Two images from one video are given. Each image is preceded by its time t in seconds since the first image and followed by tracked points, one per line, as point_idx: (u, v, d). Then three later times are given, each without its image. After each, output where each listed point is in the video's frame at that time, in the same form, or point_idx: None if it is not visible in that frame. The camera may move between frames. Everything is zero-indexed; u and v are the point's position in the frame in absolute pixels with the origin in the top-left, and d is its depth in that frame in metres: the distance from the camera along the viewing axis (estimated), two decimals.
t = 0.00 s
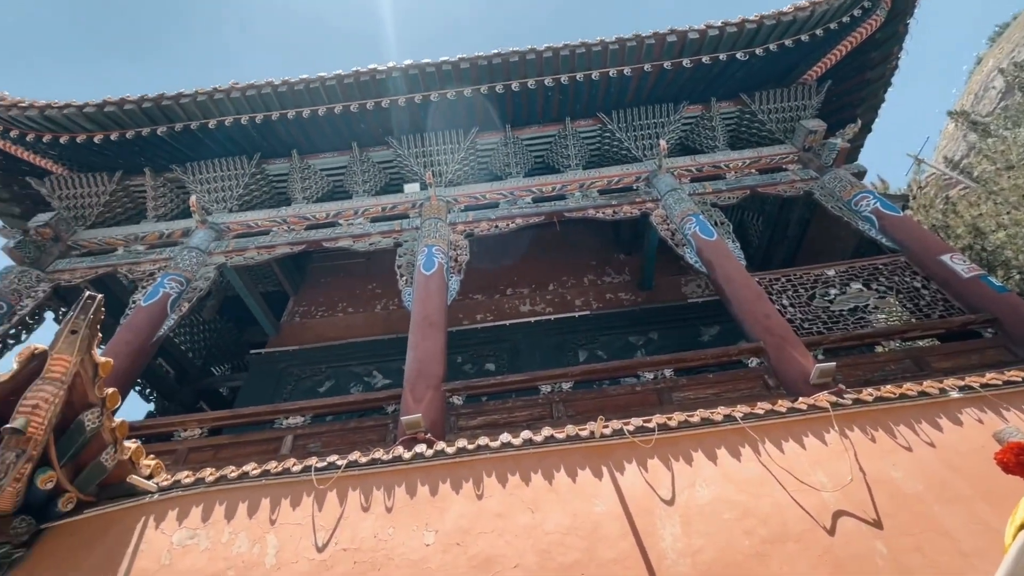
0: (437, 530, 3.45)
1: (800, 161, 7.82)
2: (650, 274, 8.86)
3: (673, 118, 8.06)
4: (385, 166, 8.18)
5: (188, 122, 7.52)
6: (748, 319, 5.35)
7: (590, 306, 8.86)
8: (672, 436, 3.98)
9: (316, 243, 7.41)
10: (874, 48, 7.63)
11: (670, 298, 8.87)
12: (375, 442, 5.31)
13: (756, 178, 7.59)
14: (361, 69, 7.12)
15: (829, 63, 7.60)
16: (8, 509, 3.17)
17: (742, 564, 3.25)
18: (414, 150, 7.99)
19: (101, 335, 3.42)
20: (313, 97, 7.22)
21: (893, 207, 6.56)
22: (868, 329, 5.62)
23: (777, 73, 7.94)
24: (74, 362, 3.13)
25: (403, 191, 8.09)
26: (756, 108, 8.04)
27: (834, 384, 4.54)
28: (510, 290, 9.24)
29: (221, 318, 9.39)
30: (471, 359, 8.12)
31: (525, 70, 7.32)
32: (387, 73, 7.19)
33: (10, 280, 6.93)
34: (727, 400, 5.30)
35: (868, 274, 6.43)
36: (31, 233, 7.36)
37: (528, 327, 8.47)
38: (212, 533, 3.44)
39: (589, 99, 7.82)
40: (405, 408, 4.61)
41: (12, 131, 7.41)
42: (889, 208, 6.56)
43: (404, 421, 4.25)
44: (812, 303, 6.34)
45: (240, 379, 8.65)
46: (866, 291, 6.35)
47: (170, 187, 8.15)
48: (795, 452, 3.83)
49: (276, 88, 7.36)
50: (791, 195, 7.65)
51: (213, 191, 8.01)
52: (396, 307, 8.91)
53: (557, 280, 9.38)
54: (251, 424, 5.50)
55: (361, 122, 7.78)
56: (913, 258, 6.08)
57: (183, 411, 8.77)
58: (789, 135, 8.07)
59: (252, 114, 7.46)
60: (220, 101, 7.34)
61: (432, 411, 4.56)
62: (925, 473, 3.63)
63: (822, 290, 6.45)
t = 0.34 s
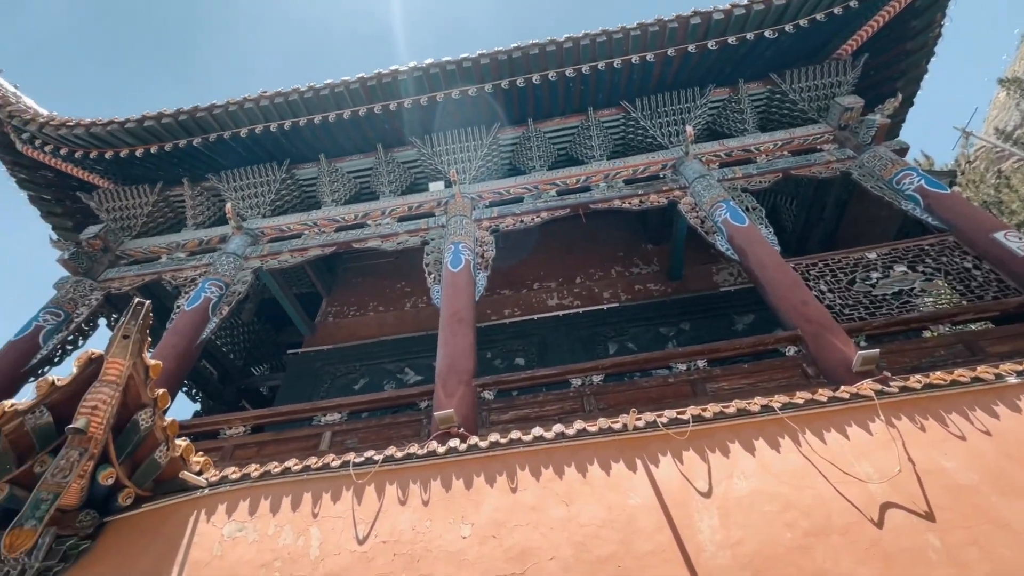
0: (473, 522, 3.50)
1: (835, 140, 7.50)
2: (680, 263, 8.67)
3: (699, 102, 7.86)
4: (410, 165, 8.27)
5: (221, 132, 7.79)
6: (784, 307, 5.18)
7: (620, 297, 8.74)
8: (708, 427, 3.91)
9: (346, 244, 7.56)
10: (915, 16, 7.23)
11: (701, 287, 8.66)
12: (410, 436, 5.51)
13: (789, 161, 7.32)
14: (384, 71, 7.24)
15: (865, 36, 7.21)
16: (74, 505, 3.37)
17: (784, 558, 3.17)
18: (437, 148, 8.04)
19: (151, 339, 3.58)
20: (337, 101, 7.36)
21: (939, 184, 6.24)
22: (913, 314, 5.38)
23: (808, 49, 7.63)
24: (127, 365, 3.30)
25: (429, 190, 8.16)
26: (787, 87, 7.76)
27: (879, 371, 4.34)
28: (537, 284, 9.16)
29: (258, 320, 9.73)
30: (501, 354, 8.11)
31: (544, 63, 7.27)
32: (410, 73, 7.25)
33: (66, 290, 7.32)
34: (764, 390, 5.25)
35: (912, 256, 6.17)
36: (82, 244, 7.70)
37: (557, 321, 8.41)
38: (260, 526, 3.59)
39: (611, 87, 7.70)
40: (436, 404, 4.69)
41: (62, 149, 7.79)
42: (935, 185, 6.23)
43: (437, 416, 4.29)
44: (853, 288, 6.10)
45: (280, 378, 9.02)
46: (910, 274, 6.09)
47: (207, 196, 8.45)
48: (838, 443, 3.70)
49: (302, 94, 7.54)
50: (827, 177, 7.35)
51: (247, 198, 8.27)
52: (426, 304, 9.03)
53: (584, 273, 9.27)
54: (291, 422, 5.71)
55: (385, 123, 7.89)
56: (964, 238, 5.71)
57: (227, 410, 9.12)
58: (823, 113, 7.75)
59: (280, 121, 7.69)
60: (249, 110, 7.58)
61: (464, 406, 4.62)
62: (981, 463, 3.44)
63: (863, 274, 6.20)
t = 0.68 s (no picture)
0: (507, 507, 3.56)
1: (871, 107, 7.14)
2: (707, 244, 8.46)
3: (723, 76, 7.59)
4: (430, 157, 8.30)
5: (246, 134, 8.00)
6: (818, 284, 5.00)
7: (647, 281, 8.60)
8: (741, 408, 3.85)
9: (371, 239, 7.65)
10: None
11: (730, 267, 8.45)
12: (442, 425, 5.62)
13: (821, 132, 7.02)
14: (401, 63, 7.26)
15: None
16: (131, 495, 3.58)
17: (824, 541, 3.10)
18: (456, 139, 8.04)
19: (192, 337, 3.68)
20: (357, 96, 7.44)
21: (986, 148, 5.75)
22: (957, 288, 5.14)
23: (839, 12, 7.28)
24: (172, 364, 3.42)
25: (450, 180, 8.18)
26: (817, 54, 7.43)
27: (923, 348, 4.17)
28: (561, 271, 9.08)
29: (290, 316, 10.00)
30: (528, 342, 8.09)
31: (561, 45, 7.17)
32: (427, 63, 7.25)
33: (112, 293, 7.68)
34: (800, 369, 5.17)
35: (955, 225, 5.90)
36: (124, 249, 8.14)
37: (582, 307, 8.34)
38: (302, 513, 3.74)
39: (630, 66, 7.53)
40: (465, 392, 4.75)
41: (100, 159, 8.08)
42: (981, 150, 5.77)
43: (467, 404, 4.35)
44: (892, 262, 5.86)
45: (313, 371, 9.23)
46: (954, 245, 5.83)
47: (236, 198, 8.68)
48: (879, 422, 3.59)
49: (322, 92, 7.66)
50: (862, 147, 7.02)
51: (274, 197, 8.46)
52: (451, 295, 9.11)
53: (609, 257, 9.15)
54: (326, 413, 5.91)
55: (403, 116, 7.93)
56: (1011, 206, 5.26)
57: (264, 404, 9.44)
58: (857, 79, 7.40)
59: (302, 119, 7.84)
60: (272, 111, 7.75)
61: (493, 394, 4.66)
62: None
63: (903, 246, 5.94)
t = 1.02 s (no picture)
0: (541, 485, 3.62)
1: (912, 58, 6.68)
2: (736, 214, 8.21)
3: (749, 38, 7.29)
4: (448, 142, 8.29)
5: (270, 130, 8.24)
6: (856, 250, 4.80)
7: (675, 255, 8.40)
8: (778, 380, 3.77)
9: (396, 228, 7.69)
10: None
11: (761, 237, 8.18)
12: (475, 407, 5.69)
13: (857, 88, 6.64)
14: (418, 47, 7.35)
15: None
16: (187, 481, 3.80)
17: (868, 512, 3.04)
18: (474, 122, 8.04)
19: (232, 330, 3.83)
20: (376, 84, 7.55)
21: None
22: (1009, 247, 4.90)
23: None
24: (214, 356, 3.56)
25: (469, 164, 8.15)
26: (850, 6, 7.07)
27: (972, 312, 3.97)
28: (586, 250, 8.98)
29: (323, 307, 10.26)
30: (556, 322, 8.07)
31: (575, 18, 7.10)
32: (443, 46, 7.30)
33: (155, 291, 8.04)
34: (837, 339, 5.21)
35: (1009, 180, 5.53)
36: (163, 249, 8.36)
37: (609, 286, 8.23)
38: (345, 495, 3.90)
39: (648, 34, 7.36)
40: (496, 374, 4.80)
41: (135, 164, 8.41)
42: None
43: (498, 386, 4.41)
44: (937, 223, 5.60)
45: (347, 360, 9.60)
46: (1007, 201, 5.49)
47: (263, 194, 8.88)
48: (924, 391, 3.46)
49: (340, 83, 7.83)
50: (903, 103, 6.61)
51: (299, 191, 8.61)
52: (478, 279, 9.16)
53: (634, 234, 8.99)
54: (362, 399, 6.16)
55: (420, 102, 7.99)
56: None
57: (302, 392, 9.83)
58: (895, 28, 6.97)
59: (321, 112, 8.03)
60: (294, 105, 7.99)
61: (524, 373, 4.71)
62: None
63: (950, 206, 5.62)
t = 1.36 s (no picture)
0: (583, 455, 3.66)
1: None
2: (771, 171, 7.82)
3: None
4: (469, 119, 8.24)
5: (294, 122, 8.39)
6: (906, 199, 4.51)
7: (707, 220, 8.10)
8: (824, 341, 3.64)
9: (423, 210, 7.74)
10: None
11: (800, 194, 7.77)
12: (512, 380, 6.02)
13: (904, 24, 6.10)
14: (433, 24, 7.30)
15: None
16: (247, 462, 4.04)
17: (924, 472, 2.94)
18: (494, 96, 7.98)
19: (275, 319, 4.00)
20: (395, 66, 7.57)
21: None
22: None
23: None
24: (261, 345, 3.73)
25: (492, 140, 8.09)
26: None
27: None
28: (615, 220, 8.79)
29: (357, 292, 10.53)
30: (588, 295, 8.00)
31: None
32: (458, 21, 7.27)
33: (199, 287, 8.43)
34: (887, 296, 5.16)
35: None
36: (205, 246, 8.87)
37: (641, 254, 8.04)
38: (393, 470, 4.06)
39: None
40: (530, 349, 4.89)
41: (172, 164, 8.74)
42: None
43: (534, 359, 4.47)
44: (998, 164, 5.50)
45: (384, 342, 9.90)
46: None
47: (293, 185, 9.08)
48: (984, 345, 3.28)
49: (359, 68, 7.89)
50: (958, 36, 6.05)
51: (327, 180, 8.74)
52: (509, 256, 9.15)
53: (665, 199, 8.73)
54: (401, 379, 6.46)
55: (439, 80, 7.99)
56: None
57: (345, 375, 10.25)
58: None
59: (342, 99, 8.13)
60: (315, 94, 8.09)
61: (559, 346, 4.77)
62: None
63: (1012, 144, 5.49)
